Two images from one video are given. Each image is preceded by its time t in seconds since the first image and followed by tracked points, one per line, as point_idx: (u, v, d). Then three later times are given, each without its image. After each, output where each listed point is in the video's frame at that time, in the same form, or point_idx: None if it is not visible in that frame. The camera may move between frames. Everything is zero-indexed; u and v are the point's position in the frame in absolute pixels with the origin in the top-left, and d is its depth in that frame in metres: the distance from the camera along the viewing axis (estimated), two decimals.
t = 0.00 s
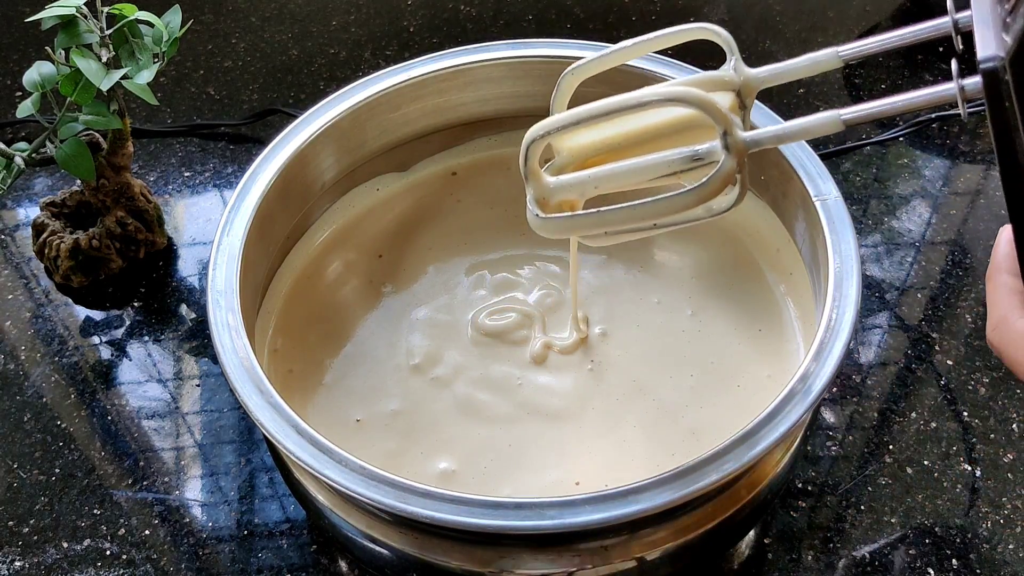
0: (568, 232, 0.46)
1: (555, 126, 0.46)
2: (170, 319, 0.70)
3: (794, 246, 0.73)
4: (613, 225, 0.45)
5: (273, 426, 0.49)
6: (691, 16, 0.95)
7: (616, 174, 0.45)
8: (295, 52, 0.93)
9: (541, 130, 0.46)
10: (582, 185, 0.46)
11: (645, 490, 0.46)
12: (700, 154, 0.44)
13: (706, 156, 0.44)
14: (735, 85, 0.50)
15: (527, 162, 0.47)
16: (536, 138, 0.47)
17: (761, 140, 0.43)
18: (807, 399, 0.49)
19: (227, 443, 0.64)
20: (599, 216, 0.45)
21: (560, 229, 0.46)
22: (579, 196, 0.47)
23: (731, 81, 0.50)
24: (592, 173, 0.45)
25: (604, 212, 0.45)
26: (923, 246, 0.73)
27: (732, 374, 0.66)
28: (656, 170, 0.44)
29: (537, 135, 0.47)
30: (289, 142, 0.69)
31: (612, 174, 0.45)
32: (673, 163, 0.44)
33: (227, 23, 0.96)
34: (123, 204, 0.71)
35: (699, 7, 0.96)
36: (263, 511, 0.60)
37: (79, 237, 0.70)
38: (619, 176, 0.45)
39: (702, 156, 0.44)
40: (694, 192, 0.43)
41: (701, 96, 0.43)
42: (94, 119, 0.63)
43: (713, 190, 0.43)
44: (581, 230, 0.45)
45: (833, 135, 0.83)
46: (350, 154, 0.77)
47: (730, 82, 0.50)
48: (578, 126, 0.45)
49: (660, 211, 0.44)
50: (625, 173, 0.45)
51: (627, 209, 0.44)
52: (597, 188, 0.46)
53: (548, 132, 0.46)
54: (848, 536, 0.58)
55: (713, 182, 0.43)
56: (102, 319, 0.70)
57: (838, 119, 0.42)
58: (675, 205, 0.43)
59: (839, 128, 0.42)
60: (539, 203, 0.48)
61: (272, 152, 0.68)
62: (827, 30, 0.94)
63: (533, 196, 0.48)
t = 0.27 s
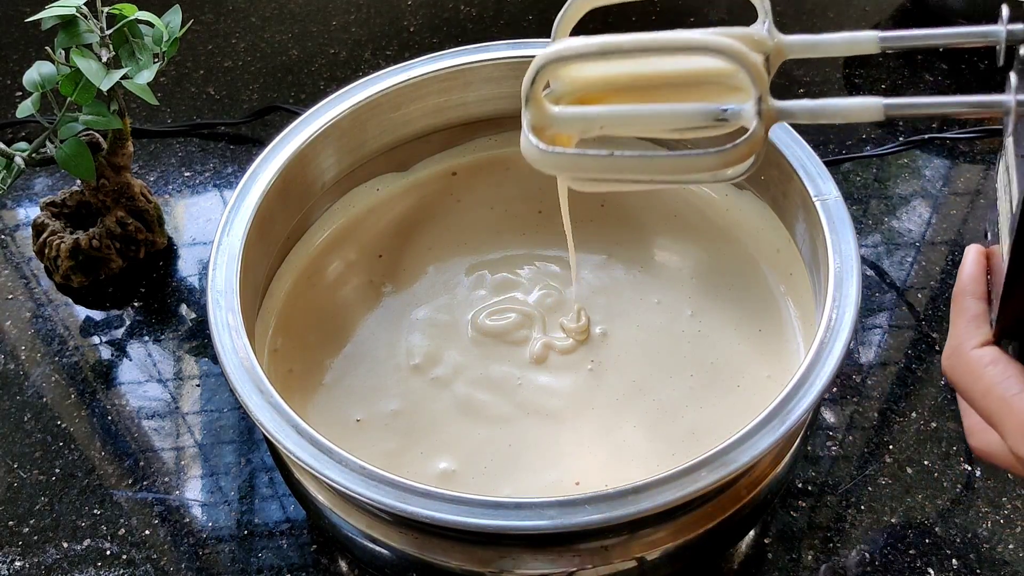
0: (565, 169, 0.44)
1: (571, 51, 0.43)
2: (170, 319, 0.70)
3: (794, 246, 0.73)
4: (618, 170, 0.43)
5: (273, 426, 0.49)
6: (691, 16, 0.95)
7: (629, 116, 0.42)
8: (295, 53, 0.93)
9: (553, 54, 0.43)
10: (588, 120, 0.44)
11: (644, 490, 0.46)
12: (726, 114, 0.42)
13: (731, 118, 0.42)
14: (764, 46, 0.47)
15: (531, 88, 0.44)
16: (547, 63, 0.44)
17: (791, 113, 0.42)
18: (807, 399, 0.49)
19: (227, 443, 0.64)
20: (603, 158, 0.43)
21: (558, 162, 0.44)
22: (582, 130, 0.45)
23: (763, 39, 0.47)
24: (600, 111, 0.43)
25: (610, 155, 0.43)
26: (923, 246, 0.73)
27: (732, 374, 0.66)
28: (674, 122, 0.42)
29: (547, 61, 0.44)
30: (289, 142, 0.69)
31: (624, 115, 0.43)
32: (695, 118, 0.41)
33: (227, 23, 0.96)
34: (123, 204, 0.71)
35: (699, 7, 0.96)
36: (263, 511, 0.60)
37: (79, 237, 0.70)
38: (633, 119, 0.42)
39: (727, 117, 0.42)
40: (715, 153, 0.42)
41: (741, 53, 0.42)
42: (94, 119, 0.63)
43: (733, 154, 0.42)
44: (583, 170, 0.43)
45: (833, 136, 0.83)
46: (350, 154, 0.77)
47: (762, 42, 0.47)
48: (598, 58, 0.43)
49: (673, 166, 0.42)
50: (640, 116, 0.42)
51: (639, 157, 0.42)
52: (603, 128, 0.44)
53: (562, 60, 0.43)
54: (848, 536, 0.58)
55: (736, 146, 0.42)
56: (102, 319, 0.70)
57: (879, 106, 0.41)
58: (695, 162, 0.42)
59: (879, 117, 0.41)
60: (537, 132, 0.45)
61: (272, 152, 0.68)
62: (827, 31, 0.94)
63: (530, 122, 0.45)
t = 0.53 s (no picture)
0: (543, 177, 0.44)
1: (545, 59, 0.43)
2: (170, 319, 0.70)
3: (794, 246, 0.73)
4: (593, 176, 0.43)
5: (273, 426, 0.49)
6: (691, 16, 0.95)
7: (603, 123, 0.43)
8: (295, 52, 0.93)
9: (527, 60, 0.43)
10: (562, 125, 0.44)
11: (645, 489, 0.46)
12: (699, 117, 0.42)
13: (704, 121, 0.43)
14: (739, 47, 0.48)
15: (505, 92, 0.44)
16: (519, 69, 0.43)
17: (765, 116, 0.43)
18: (807, 399, 0.49)
19: (227, 443, 0.64)
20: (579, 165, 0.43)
21: (533, 170, 0.44)
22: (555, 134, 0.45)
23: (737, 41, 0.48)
24: (574, 117, 0.43)
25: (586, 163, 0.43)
26: (923, 246, 0.73)
27: (731, 374, 0.66)
28: (647, 128, 0.42)
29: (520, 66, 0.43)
30: (289, 142, 0.69)
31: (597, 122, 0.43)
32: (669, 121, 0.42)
33: (227, 23, 0.96)
34: (123, 204, 0.71)
35: (699, 7, 0.96)
36: (263, 511, 0.60)
37: (79, 237, 0.70)
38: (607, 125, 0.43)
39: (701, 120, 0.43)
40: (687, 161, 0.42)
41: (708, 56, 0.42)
42: (94, 119, 0.63)
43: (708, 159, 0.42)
44: (559, 178, 0.43)
45: (834, 135, 0.83)
46: (350, 154, 0.77)
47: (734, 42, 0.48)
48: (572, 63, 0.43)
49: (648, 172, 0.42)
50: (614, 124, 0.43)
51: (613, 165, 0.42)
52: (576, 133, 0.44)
53: (537, 65, 0.43)
54: (848, 536, 0.58)
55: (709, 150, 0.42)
56: (102, 319, 0.70)
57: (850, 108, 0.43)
58: (668, 169, 0.42)
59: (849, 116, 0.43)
60: (509, 137, 0.45)
61: (272, 152, 0.68)
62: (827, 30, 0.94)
63: (502, 126, 0.45)
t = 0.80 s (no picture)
0: (588, 133, 0.45)
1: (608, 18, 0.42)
2: (170, 319, 0.70)
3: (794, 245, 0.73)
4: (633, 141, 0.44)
5: (273, 426, 0.49)
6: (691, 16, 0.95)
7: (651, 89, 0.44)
8: (295, 52, 0.93)
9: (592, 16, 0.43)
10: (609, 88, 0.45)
11: (644, 489, 0.46)
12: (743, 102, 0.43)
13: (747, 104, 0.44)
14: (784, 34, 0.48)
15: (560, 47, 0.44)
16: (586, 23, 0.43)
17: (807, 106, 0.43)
18: (807, 399, 0.49)
19: (227, 443, 0.63)
20: (624, 126, 0.44)
21: (579, 126, 0.45)
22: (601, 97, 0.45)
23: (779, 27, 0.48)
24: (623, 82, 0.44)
25: (631, 124, 0.44)
26: (923, 246, 0.73)
27: (731, 374, 0.66)
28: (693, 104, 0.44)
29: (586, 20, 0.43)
30: (288, 142, 0.69)
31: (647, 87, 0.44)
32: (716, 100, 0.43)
33: (227, 23, 0.96)
34: (123, 204, 0.71)
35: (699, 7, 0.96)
36: (263, 511, 0.60)
37: (80, 237, 0.70)
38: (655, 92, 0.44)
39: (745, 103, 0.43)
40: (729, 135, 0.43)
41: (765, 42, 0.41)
42: (94, 119, 0.63)
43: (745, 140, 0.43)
44: (603, 135, 0.44)
45: (834, 135, 0.83)
46: (350, 153, 0.77)
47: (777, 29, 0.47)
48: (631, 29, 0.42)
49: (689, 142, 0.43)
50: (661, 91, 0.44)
51: (657, 128, 0.43)
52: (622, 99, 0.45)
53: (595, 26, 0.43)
54: (848, 536, 0.58)
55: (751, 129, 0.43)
56: (102, 319, 0.70)
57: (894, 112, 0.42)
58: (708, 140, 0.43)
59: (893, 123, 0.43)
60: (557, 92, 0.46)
61: (272, 152, 0.68)
62: (827, 31, 0.94)
63: (548, 82, 0.46)
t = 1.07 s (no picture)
0: (563, 176, 0.47)
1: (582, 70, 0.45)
2: (170, 319, 0.70)
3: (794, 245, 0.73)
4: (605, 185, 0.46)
5: (274, 426, 0.49)
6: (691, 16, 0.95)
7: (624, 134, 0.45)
8: (295, 53, 0.93)
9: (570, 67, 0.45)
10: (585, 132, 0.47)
11: (645, 489, 0.46)
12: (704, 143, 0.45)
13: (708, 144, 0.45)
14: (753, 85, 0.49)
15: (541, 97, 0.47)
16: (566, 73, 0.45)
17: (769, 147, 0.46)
18: (807, 400, 0.49)
19: (227, 443, 0.63)
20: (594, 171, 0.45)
21: (557, 171, 0.47)
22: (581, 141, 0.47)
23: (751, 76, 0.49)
24: (599, 127, 0.46)
25: (602, 170, 0.45)
26: (923, 246, 0.73)
27: (731, 375, 0.66)
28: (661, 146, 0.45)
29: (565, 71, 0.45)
30: (288, 142, 0.69)
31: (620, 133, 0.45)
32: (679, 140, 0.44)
33: (227, 23, 0.96)
34: (123, 203, 0.71)
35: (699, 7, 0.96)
36: (263, 511, 0.60)
37: (80, 237, 0.70)
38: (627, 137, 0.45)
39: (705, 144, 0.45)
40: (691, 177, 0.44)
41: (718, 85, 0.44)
42: (94, 119, 0.62)
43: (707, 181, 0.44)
44: (576, 179, 0.46)
45: (834, 135, 0.83)
46: (350, 154, 0.77)
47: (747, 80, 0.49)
48: (603, 78, 0.45)
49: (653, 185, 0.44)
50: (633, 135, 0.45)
51: (625, 174, 0.45)
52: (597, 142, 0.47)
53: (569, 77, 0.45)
54: (848, 536, 0.58)
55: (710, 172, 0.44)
56: (102, 319, 0.70)
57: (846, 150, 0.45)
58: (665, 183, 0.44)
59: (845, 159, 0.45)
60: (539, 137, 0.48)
61: (272, 152, 0.68)
62: (827, 30, 0.94)
63: (531, 129, 0.48)
